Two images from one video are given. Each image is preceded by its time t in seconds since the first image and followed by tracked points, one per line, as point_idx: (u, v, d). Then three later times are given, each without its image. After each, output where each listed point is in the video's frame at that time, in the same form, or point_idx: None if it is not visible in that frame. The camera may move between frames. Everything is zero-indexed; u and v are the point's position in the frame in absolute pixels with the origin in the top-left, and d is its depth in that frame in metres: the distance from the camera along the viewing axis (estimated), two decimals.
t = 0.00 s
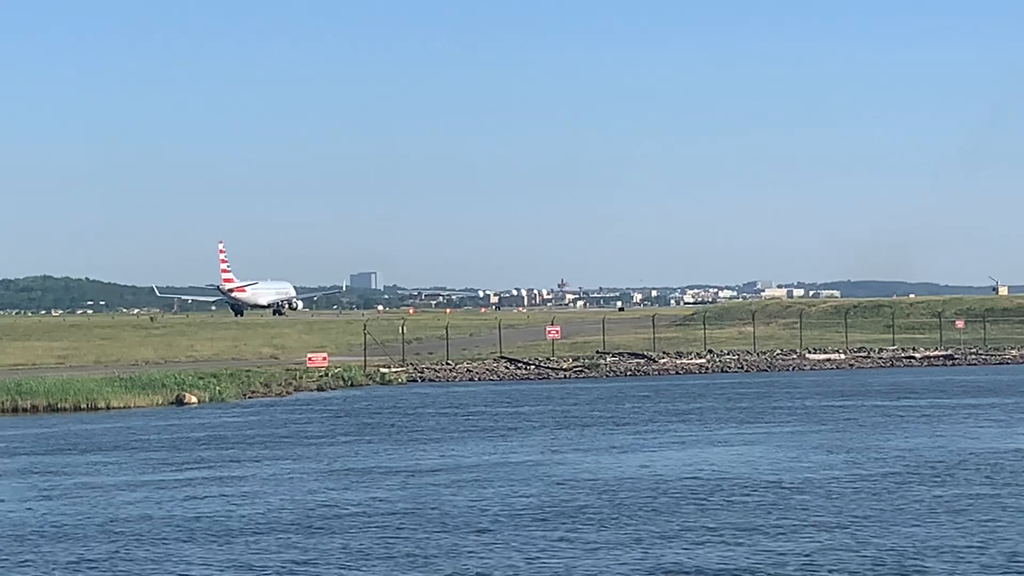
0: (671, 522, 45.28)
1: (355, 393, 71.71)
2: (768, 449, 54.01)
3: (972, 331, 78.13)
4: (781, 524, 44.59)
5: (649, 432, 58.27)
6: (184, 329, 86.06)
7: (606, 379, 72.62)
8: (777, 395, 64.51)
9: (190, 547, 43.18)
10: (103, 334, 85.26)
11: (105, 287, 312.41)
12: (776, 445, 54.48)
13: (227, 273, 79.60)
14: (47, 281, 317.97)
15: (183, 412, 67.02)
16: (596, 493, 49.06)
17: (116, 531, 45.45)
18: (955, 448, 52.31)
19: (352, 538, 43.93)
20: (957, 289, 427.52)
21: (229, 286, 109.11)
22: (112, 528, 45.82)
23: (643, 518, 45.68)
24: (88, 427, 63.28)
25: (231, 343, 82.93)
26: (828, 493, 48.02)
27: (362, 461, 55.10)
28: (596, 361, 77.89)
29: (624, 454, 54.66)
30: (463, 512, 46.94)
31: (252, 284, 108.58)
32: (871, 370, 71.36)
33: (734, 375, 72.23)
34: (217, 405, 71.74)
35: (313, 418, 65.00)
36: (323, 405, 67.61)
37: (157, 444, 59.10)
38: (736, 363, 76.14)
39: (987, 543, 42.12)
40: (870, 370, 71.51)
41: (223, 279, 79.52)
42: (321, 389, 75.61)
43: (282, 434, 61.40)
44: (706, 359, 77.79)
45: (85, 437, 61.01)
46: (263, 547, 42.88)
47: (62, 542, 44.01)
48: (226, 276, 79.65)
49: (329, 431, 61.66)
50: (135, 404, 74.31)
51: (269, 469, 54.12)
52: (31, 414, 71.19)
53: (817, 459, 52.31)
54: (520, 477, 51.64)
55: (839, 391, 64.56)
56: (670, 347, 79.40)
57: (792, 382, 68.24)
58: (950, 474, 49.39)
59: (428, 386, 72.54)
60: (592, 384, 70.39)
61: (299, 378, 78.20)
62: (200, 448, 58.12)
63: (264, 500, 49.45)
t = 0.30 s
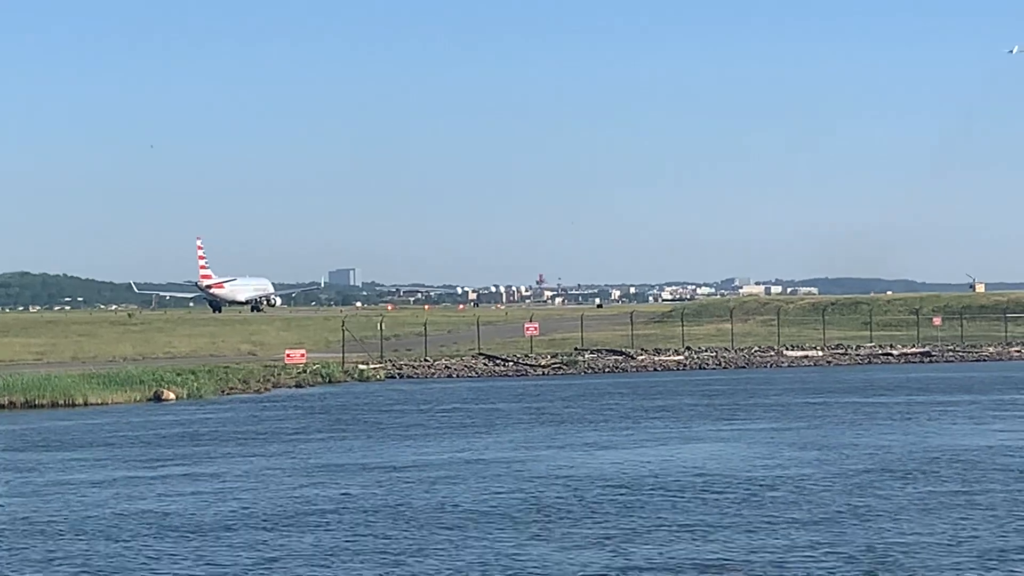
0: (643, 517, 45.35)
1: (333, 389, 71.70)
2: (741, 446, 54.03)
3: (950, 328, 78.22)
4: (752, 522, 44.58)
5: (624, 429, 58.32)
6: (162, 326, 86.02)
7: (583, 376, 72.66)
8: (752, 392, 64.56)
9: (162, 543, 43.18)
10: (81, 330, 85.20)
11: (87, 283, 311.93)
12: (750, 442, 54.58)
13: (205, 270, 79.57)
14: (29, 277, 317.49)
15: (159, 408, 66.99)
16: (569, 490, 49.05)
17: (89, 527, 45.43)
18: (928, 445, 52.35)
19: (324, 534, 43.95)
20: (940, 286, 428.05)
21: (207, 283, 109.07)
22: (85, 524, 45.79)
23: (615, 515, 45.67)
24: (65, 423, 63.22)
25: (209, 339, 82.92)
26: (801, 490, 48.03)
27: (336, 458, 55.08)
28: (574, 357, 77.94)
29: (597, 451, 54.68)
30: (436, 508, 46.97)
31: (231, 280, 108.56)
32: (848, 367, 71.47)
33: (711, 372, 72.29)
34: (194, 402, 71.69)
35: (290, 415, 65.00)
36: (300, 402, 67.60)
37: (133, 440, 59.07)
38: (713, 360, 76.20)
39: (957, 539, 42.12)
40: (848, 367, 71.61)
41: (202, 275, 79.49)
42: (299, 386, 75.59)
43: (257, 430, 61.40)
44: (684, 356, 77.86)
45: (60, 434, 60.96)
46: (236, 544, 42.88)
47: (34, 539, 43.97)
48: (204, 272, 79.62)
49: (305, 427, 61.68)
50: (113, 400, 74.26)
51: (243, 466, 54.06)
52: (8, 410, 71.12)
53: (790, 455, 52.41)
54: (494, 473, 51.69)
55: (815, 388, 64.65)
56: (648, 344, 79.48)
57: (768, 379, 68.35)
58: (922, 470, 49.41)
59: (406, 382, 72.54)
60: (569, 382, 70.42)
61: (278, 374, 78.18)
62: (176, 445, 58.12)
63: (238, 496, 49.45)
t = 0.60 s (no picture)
0: (621, 514, 45.27)
1: (315, 385, 71.57)
2: (721, 442, 54.00)
3: (932, 324, 78.27)
4: (728, 518, 44.54)
5: (604, 425, 58.27)
6: (144, 322, 85.89)
7: (564, 373, 72.60)
8: (733, 388, 64.57)
9: (139, 540, 43.07)
10: (63, 326, 85.08)
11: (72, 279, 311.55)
12: (730, 439, 54.54)
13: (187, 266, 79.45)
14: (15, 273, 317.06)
15: (140, 404, 66.88)
16: (547, 487, 49.01)
17: (67, 524, 45.32)
18: (906, 442, 52.36)
19: (301, 531, 43.84)
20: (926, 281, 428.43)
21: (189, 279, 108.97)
22: (62, 521, 45.69)
23: (592, 511, 45.63)
24: (46, 419, 63.11)
25: (192, 335, 82.81)
26: (779, 487, 47.99)
27: (316, 455, 55.00)
28: (557, 353, 77.87)
29: (577, 447, 54.64)
30: (414, 505, 46.88)
31: (213, 277, 108.47)
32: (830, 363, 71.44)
33: (693, 368, 72.24)
34: (176, 399, 71.56)
35: (271, 411, 64.92)
36: (281, 398, 67.49)
37: (113, 437, 58.98)
38: (696, 356, 76.17)
39: (934, 536, 42.07)
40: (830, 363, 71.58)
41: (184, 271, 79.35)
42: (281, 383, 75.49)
43: (237, 426, 61.30)
44: (666, 352, 77.84)
45: (40, 430, 60.85)
46: (212, 541, 42.79)
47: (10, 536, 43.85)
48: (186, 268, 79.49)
49: (286, 423, 61.57)
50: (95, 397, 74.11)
51: (223, 462, 54.01)
52: None
53: (769, 452, 52.36)
54: (473, 470, 51.62)
55: (795, 385, 64.64)
56: (630, 340, 79.44)
57: (750, 376, 68.34)
58: (902, 468, 49.40)
59: (387, 379, 72.43)
60: (551, 378, 70.35)
61: (260, 370, 78.06)
62: (156, 441, 58.05)
63: (217, 493, 49.35)
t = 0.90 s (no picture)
0: (592, 510, 45.13)
1: (293, 382, 71.40)
2: (694, 439, 53.91)
3: (912, 321, 78.25)
4: (701, 513, 44.36)
5: (578, 422, 58.18)
6: (124, 318, 85.76)
7: (542, 370, 72.48)
8: (709, 385, 64.47)
9: (108, 536, 42.90)
10: (43, 322, 84.93)
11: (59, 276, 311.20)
12: (704, 435, 54.44)
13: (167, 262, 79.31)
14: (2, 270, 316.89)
15: (117, 400, 66.72)
16: (520, 483, 48.85)
17: (37, 520, 45.15)
18: (880, 438, 52.26)
19: (271, 527, 43.68)
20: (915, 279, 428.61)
21: (171, 276, 108.90)
22: (31, 518, 45.50)
23: (563, 507, 45.46)
24: (21, 416, 62.95)
25: (172, 331, 82.70)
26: (753, 482, 47.83)
27: (289, 452, 54.84)
28: (537, 350, 77.75)
29: (550, 444, 54.51)
30: (385, 501, 46.73)
31: (195, 274, 108.40)
32: (810, 360, 71.31)
33: (672, 365, 72.10)
34: (154, 395, 71.38)
35: (246, 408, 64.77)
36: (258, 395, 67.36)
37: (86, 433, 58.83)
38: (676, 354, 75.99)
39: (907, 527, 41.88)
40: (809, 360, 71.45)
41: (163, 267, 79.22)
42: (260, 379, 75.36)
43: (212, 423, 61.15)
44: (646, 350, 77.70)
45: (14, 427, 60.69)
46: (181, 537, 42.61)
47: None
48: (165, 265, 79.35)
49: (261, 420, 61.44)
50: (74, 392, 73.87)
51: (195, 459, 53.89)
52: None
53: (742, 449, 52.27)
54: (445, 467, 51.49)
55: (772, 381, 64.53)
56: (610, 337, 79.33)
57: (727, 372, 68.26)
58: (875, 464, 49.27)
59: (366, 375, 72.28)
60: (529, 374, 70.24)
61: (240, 366, 77.91)
62: (130, 438, 57.94)
63: (189, 490, 49.20)
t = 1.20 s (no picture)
0: (553, 509, 45.39)
1: (251, 381, 71.43)
2: (654, 436, 54.23)
3: (869, 320, 78.80)
4: (665, 513, 44.63)
5: (539, 420, 58.44)
6: (81, 316, 85.61)
7: (501, 369, 72.69)
8: (670, 383, 64.81)
9: (71, 535, 42.95)
10: None
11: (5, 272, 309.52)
12: (664, 432, 54.76)
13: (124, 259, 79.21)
14: None
15: (75, 398, 66.65)
16: (484, 482, 49.03)
17: None
18: (840, 438, 52.68)
19: (233, 526, 43.79)
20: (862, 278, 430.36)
21: (127, 272, 108.72)
22: None
23: (527, 505, 45.65)
24: None
25: (130, 329, 82.59)
26: (715, 483, 48.15)
27: (252, 450, 54.90)
28: (497, 349, 77.95)
29: (515, 441, 54.72)
30: (347, 500, 46.90)
31: (151, 270, 108.26)
32: (766, 360, 71.74)
33: (629, 364, 72.39)
34: (111, 393, 71.32)
35: (206, 407, 64.80)
36: (218, 393, 67.40)
37: (47, 431, 58.79)
38: (634, 353, 76.33)
39: (869, 526, 42.21)
40: (765, 360, 71.88)
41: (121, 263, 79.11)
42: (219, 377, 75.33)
43: (172, 421, 61.16)
44: (604, 348, 78.02)
45: None
46: (143, 536, 42.70)
47: None
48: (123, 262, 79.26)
49: (221, 419, 61.49)
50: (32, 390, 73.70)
51: (156, 457, 53.94)
52: None
53: (701, 447, 52.60)
54: (407, 465, 51.67)
55: (730, 380, 64.93)
56: (568, 335, 79.63)
57: (685, 371, 68.63)
58: (836, 463, 49.67)
59: (323, 375, 72.36)
60: (487, 374, 70.47)
61: (199, 364, 77.87)
62: (91, 436, 57.94)
63: (151, 489, 49.25)
